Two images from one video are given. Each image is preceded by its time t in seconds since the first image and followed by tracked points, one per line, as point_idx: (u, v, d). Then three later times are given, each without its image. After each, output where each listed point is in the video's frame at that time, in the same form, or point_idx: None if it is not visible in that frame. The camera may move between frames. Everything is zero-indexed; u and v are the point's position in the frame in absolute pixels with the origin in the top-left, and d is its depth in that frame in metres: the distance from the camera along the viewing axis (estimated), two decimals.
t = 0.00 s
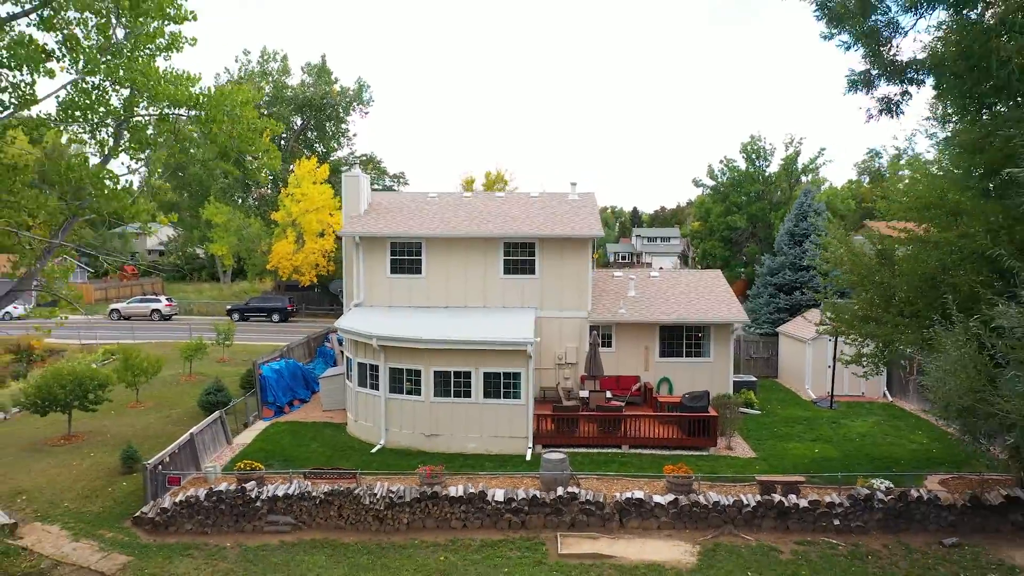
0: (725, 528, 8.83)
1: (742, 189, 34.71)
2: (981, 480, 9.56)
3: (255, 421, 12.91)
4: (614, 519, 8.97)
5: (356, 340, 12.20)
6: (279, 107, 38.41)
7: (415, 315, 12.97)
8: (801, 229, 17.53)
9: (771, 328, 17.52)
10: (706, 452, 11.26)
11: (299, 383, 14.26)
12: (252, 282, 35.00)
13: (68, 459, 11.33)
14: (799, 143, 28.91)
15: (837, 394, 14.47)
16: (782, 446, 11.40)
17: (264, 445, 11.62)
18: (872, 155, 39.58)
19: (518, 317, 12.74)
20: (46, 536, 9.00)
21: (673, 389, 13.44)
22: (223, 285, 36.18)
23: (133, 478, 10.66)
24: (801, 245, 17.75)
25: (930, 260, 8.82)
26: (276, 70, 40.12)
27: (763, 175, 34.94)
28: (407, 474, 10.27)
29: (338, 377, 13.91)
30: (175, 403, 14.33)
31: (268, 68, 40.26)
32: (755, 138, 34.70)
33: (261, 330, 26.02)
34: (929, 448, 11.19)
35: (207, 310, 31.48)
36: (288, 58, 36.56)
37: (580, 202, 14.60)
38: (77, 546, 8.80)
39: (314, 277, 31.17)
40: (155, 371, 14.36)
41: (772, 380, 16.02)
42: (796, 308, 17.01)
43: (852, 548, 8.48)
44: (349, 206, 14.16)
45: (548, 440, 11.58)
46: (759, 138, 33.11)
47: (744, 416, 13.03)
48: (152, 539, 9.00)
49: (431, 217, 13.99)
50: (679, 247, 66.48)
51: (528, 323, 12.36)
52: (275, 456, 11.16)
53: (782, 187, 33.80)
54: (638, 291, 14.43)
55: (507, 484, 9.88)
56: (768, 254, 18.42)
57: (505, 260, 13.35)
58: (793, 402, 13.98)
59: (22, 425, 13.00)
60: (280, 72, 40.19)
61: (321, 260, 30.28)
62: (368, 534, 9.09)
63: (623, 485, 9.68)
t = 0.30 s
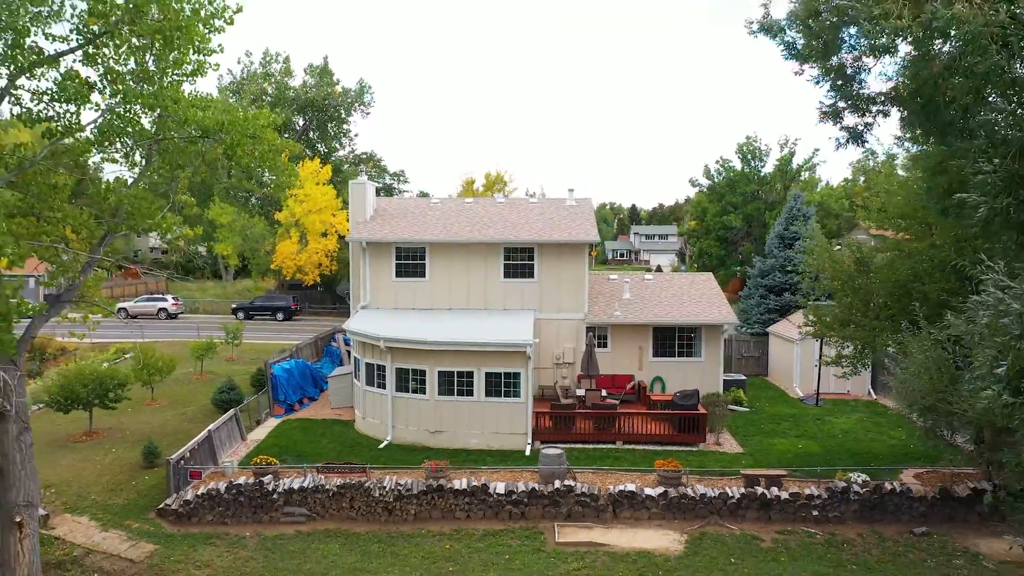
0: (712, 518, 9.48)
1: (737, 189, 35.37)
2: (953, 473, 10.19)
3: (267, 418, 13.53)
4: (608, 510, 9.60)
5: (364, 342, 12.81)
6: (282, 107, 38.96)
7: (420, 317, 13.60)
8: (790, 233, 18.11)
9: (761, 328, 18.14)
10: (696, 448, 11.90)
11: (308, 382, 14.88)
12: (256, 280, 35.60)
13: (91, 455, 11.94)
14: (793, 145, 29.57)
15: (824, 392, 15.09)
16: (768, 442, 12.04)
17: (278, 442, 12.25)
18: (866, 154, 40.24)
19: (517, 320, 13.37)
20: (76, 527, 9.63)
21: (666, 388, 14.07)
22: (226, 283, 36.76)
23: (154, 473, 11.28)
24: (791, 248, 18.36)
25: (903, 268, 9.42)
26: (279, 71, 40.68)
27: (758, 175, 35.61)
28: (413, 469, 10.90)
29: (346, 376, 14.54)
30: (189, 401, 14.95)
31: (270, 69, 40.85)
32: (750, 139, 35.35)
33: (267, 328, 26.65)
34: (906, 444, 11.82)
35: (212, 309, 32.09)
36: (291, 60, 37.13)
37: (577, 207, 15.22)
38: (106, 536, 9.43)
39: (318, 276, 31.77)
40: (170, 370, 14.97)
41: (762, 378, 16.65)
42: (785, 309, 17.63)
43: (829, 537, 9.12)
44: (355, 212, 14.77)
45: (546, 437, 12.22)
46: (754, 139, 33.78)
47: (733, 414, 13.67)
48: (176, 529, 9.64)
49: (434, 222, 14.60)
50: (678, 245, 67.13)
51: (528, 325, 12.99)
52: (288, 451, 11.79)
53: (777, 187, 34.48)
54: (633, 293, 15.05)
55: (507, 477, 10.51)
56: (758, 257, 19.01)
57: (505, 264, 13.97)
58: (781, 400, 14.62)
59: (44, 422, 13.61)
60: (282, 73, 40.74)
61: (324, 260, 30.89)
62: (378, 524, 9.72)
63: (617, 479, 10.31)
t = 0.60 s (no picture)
0: (694, 506, 10.35)
1: (731, 191, 36.27)
2: (917, 465, 11.07)
3: (281, 414, 14.40)
4: (600, 499, 10.47)
5: (372, 343, 13.65)
6: (286, 108, 39.75)
7: (424, 319, 14.45)
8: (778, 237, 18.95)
9: (749, 328, 18.99)
10: (683, 442, 12.76)
11: (319, 380, 15.73)
12: (260, 279, 36.41)
13: (118, 448, 12.79)
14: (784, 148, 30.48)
15: (806, 389, 15.96)
16: (750, 436, 12.91)
17: (292, 436, 13.11)
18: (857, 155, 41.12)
19: (517, 322, 14.23)
20: (111, 514, 10.48)
21: (656, 385, 14.94)
22: (231, 280, 37.56)
23: (179, 465, 12.14)
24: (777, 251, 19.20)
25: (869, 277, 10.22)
26: (282, 72, 41.44)
27: (752, 176, 36.49)
28: (419, 461, 11.76)
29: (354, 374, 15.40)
30: (205, 398, 15.79)
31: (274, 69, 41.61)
32: (744, 140, 36.22)
33: (273, 326, 27.48)
34: (878, 438, 12.70)
35: (219, 306, 32.92)
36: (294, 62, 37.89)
37: (573, 214, 16.07)
38: (139, 522, 10.29)
39: (322, 275, 32.61)
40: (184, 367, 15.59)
41: (749, 375, 17.52)
42: (771, 310, 18.47)
43: (801, 523, 10.00)
44: (363, 219, 15.60)
45: (543, 431, 13.09)
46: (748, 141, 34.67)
47: (720, 410, 14.54)
48: (203, 516, 10.50)
49: (438, 229, 15.44)
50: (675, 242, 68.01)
51: (526, 327, 13.84)
52: (302, 445, 12.66)
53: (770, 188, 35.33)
54: (625, 296, 15.91)
55: (507, 469, 11.38)
56: (745, 259, 19.84)
57: (505, 269, 14.81)
58: (765, 397, 15.49)
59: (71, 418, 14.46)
60: (286, 75, 41.51)
61: (328, 259, 31.72)
62: (388, 512, 10.59)
63: (608, 470, 11.18)
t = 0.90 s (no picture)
0: (678, 495, 11.38)
1: (725, 191, 37.28)
2: (884, 458, 12.09)
3: (296, 410, 15.43)
4: (592, 488, 11.49)
5: (382, 344, 14.67)
6: (290, 111, 40.70)
7: (430, 322, 15.45)
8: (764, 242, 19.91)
9: (737, 328, 19.95)
10: (670, 436, 13.77)
11: (332, 378, 16.75)
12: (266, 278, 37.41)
13: (147, 443, 13.81)
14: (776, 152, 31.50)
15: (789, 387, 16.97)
16: (732, 432, 13.94)
17: (308, 431, 14.13)
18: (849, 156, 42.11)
19: (517, 324, 15.24)
20: (147, 503, 11.50)
21: (647, 383, 15.96)
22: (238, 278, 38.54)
23: (205, 458, 13.16)
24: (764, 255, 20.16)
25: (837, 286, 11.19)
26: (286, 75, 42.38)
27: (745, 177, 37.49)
28: (427, 454, 12.78)
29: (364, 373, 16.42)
30: (224, 395, 16.81)
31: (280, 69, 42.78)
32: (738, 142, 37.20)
33: (280, 324, 28.48)
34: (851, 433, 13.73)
35: (227, 305, 33.92)
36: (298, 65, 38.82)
37: (569, 222, 17.08)
38: (173, 509, 11.31)
39: (327, 274, 33.60)
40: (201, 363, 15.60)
41: (736, 373, 18.54)
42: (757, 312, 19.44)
43: (774, 510, 11.03)
44: (371, 227, 16.60)
45: (541, 426, 14.11)
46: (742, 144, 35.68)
47: (706, 407, 15.56)
48: (230, 505, 11.54)
49: (442, 236, 16.44)
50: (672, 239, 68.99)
51: (525, 329, 14.85)
52: (318, 439, 13.68)
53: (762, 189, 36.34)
54: (619, 299, 16.92)
55: (508, 461, 12.41)
56: (734, 263, 20.80)
57: (505, 274, 15.83)
58: (750, 394, 16.52)
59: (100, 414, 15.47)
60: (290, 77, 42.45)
61: (334, 259, 32.71)
62: (399, 500, 11.62)
63: (600, 462, 12.20)
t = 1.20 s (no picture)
0: (660, 481, 12.76)
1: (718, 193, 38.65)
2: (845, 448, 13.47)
3: (314, 405, 16.80)
4: (584, 475, 12.86)
5: (393, 345, 16.00)
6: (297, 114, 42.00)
7: (436, 324, 16.81)
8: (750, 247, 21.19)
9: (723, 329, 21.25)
10: (656, 429, 15.15)
11: (346, 375, 18.13)
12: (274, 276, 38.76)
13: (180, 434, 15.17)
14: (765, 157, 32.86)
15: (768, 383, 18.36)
16: (713, 425, 15.32)
17: (326, 424, 15.50)
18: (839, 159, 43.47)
19: (516, 326, 16.60)
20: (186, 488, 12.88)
21: (636, 380, 17.34)
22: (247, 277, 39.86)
23: (234, 448, 14.54)
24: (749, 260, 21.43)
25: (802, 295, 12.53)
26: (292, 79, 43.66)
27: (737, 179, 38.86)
28: (435, 445, 14.16)
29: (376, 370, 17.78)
30: (246, 391, 18.18)
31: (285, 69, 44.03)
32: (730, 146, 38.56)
33: (290, 322, 29.85)
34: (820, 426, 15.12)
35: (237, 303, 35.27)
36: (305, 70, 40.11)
37: (565, 230, 18.42)
38: (210, 494, 12.68)
39: (334, 273, 34.94)
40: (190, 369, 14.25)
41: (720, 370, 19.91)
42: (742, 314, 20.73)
43: (745, 494, 12.41)
44: (382, 235, 17.94)
45: (538, 420, 15.49)
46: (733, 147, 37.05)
47: (690, 402, 16.95)
48: (260, 490, 12.91)
49: (447, 244, 17.78)
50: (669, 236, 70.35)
51: (524, 331, 16.20)
52: (336, 432, 15.06)
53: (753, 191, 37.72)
54: (610, 302, 18.28)
55: (508, 451, 13.78)
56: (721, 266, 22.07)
57: (505, 280, 17.18)
58: (731, 390, 17.90)
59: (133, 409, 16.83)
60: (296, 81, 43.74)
61: (340, 259, 34.05)
62: (411, 486, 12.99)
63: (591, 452, 13.57)
